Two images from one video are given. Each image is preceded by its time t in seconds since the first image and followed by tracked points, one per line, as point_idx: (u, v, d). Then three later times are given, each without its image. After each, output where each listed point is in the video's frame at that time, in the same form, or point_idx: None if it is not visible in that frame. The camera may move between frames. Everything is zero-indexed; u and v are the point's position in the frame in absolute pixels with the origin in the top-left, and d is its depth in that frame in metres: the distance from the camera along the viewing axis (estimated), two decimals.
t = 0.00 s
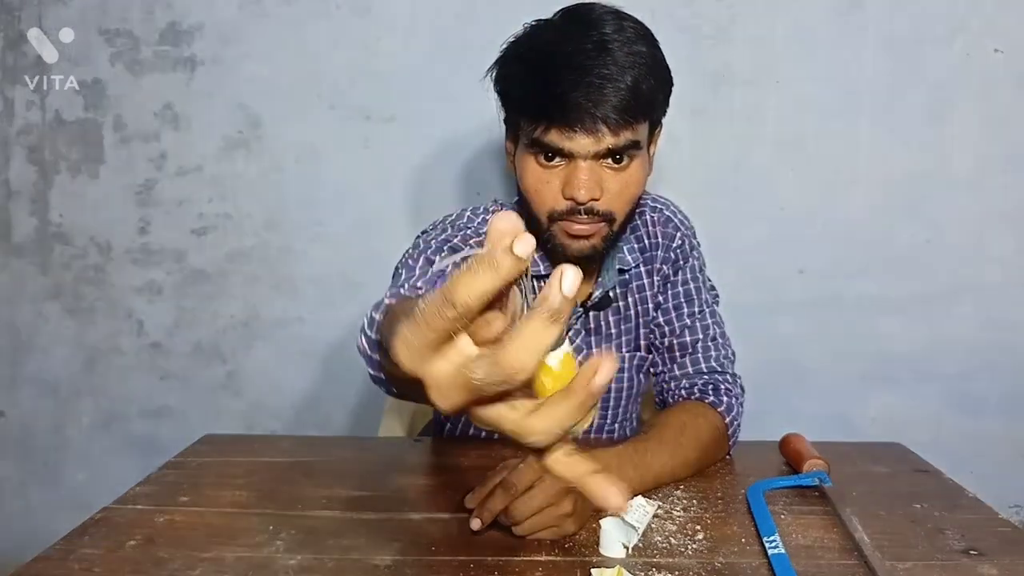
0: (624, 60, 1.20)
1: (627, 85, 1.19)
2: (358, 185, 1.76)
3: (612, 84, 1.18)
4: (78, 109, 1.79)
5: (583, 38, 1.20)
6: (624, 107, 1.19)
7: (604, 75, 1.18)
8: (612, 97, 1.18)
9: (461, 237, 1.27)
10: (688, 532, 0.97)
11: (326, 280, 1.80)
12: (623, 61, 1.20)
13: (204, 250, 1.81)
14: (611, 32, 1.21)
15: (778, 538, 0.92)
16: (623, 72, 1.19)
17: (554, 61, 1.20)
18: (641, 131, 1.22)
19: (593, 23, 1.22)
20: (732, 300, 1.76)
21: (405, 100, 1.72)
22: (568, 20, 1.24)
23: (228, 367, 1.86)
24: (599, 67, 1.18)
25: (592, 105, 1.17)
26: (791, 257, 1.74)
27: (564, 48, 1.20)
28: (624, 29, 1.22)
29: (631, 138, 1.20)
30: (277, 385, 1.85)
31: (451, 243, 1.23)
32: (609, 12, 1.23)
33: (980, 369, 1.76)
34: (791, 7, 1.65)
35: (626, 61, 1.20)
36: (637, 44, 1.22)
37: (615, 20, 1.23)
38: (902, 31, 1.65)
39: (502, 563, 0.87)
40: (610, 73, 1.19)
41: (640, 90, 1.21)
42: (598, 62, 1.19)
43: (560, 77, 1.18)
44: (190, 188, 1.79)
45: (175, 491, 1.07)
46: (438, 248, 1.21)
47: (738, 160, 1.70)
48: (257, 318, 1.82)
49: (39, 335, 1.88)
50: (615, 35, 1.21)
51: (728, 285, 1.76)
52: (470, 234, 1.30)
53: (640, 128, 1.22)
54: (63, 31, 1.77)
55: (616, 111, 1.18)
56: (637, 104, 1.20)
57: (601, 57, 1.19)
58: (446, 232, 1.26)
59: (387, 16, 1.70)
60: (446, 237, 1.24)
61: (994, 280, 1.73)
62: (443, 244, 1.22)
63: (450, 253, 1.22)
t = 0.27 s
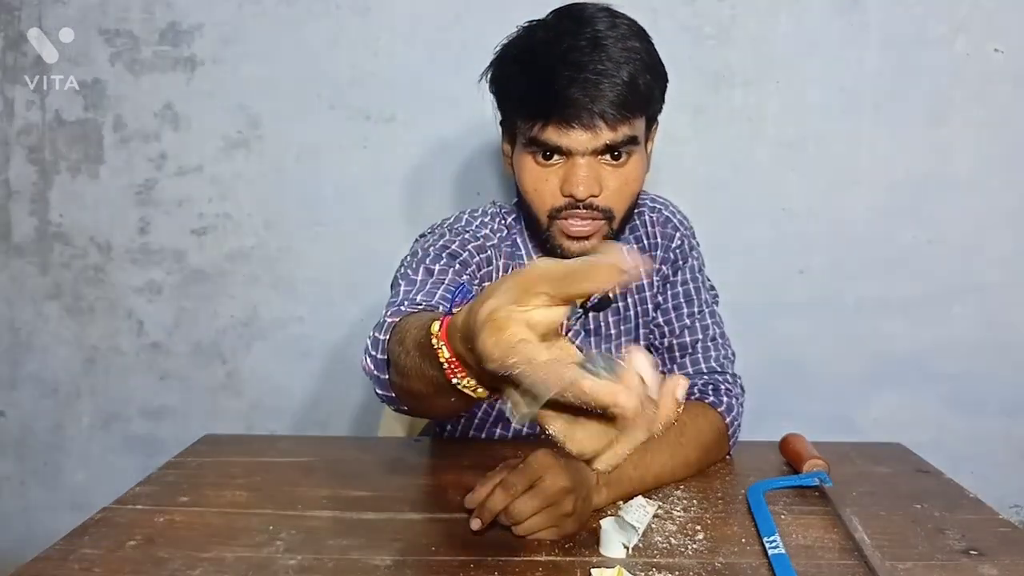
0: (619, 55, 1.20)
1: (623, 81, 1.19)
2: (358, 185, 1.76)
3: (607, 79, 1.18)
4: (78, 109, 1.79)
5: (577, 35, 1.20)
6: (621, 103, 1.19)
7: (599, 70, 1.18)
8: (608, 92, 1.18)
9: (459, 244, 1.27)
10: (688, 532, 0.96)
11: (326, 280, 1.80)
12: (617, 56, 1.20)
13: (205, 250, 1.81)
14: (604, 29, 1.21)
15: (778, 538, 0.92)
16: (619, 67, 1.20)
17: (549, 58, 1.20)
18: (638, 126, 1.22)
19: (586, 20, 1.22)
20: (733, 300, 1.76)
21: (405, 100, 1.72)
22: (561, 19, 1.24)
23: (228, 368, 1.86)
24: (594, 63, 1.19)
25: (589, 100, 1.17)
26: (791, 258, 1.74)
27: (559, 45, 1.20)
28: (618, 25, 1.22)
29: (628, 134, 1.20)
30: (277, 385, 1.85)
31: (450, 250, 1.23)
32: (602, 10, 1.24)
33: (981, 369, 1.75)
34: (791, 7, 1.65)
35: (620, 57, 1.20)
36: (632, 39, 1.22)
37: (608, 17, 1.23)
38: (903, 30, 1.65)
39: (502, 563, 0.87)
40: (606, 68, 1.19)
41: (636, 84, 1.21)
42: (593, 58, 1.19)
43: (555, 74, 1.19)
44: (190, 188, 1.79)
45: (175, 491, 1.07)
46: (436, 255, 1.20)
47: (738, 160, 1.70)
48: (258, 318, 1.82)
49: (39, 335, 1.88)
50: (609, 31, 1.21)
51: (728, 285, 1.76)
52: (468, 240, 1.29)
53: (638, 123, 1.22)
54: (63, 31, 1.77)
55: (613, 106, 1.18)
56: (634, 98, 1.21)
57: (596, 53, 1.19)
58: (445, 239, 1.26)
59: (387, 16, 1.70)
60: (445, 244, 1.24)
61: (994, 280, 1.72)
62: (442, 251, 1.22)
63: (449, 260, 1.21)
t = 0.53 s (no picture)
0: (621, 50, 1.21)
1: (625, 74, 1.20)
2: (358, 185, 1.76)
3: (610, 73, 1.19)
4: (78, 109, 1.79)
5: (579, 29, 1.21)
6: (623, 96, 1.20)
7: (602, 64, 1.19)
8: (611, 85, 1.18)
9: (459, 245, 1.27)
10: (688, 532, 0.97)
11: (326, 280, 1.80)
12: (620, 50, 1.21)
13: (205, 250, 1.81)
14: (606, 24, 1.22)
15: (778, 538, 0.92)
16: (621, 61, 1.20)
17: (550, 53, 1.20)
18: (640, 120, 1.23)
19: (588, 16, 1.23)
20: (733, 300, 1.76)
21: (405, 100, 1.72)
22: (563, 14, 1.25)
23: (228, 368, 1.86)
24: (597, 56, 1.19)
25: (592, 91, 1.17)
26: (791, 258, 1.74)
27: (560, 39, 1.20)
28: (619, 21, 1.23)
29: (630, 127, 1.21)
30: (277, 385, 1.85)
31: (449, 251, 1.23)
32: (604, 6, 1.24)
33: (981, 369, 1.75)
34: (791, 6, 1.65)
35: (622, 51, 1.21)
36: (633, 34, 1.23)
37: (609, 15, 1.23)
38: (902, 30, 1.65)
39: (502, 563, 0.87)
40: (609, 62, 1.19)
41: (638, 78, 1.21)
42: (595, 53, 1.20)
43: (557, 67, 1.19)
44: (190, 188, 1.79)
45: (175, 491, 1.07)
46: (436, 255, 1.21)
47: (738, 160, 1.70)
48: (258, 318, 1.83)
49: (39, 335, 1.88)
50: (611, 27, 1.22)
51: (728, 285, 1.76)
52: (468, 241, 1.30)
53: (639, 117, 1.23)
54: (63, 31, 1.77)
55: (616, 98, 1.19)
56: (636, 92, 1.21)
57: (598, 47, 1.20)
58: (445, 239, 1.26)
59: (387, 17, 1.70)
60: (445, 244, 1.24)
61: (994, 280, 1.72)
62: (442, 252, 1.22)
63: (449, 261, 1.22)
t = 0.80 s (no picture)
0: (622, 53, 1.21)
1: (626, 77, 1.20)
2: (358, 185, 1.75)
3: (611, 75, 1.18)
4: (79, 109, 1.79)
5: (581, 31, 1.21)
6: (623, 98, 1.19)
7: (603, 66, 1.18)
8: (611, 87, 1.18)
9: (459, 248, 1.27)
10: (688, 532, 0.97)
11: (326, 280, 1.80)
12: (620, 53, 1.21)
13: (205, 250, 1.81)
14: (608, 27, 1.22)
15: (779, 538, 0.92)
16: (622, 64, 1.20)
17: (552, 54, 1.21)
18: (640, 125, 1.22)
19: (591, 18, 1.23)
20: (733, 300, 1.76)
21: (405, 100, 1.72)
22: (566, 16, 1.25)
23: (228, 368, 1.86)
24: (597, 59, 1.19)
25: (591, 93, 1.17)
26: (791, 258, 1.74)
27: (562, 40, 1.21)
28: (621, 24, 1.23)
29: (630, 131, 1.20)
30: (277, 385, 1.85)
31: (450, 255, 1.23)
32: (607, 9, 1.24)
33: (981, 369, 1.76)
34: (791, 6, 1.65)
35: (623, 54, 1.21)
36: (635, 39, 1.23)
37: (612, 17, 1.24)
38: (903, 30, 1.65)
39: (502, 563, 0.87)
40: (609, 65, 1.19)
41: (639, 82, 1.21)
42: (596, 54, 1.20)
43: (558, 68, 1.19)
44: (190, 188, 1.79)
45: (175, 491, 1.07)
46: (436, 260, 1.21)
47: (738, 160, 1.70)
48: (258, 318, 1.82)
49: (39, 335, 1.88)
50: (613, 29, 1.22)
51: (728, 285, 1.76)
52: (468, 244, 1.29)
53: (639, 121, 1.22)
54: (63, 31, 1.77)
55: (615, 100, 1.18)
56: (636, 96, 1.21)
57: (599, 49, 1.20)
58: (445, 243, 1.25)
59: (387, 16, 1.70)
60: (445, 248, 1.24)
61: (995, 280, 1.72)
62: (442, 256, 1.22)
63: (449, 266, 1.22)
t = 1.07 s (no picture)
0: (623, 53, 1.21)
1: (626, 77, 1.19)
2: (358, 185, 1.75)
3: (611, 74, 1.18)
4: (79, 109, 1.79)
5: (582, 32, 1.22)
6: (622, 99, 1.19)
7: (603, 65, 1.19)
8: (610, 87, 1.18)
9: (458, 255, 1.25)
10: (688, 532, 0.97)
11: (326, 280, 1.80)
12: (621, 54, 1.21)
13: (205, 250, 1.81)
14: (610, 28, 1.23)
15: (778, 538, 0.92)
16: (622, 64, 1.20)
17: (553, 53, 1.21)
18: (638, 126, 1.21)
19: (593, 19, 1.23)
20: (733, 300, 1.76)
21: (405, 100, 1.72)
22: (569, 17, 1.25)
23: (228, 368, 1.86)
24: (598, 58, 1.19)
25: (590, 92, 1.17)
26: (791, 258, 1.74)
27: (563, 40, 1.21)
28: (623, 27, 1.24)
29: (628, 131, 1.19)
30: (277, 385, 1.85)
31: (448, 263, 1.22)
32: (609, 10, 1.25)
33: (981, 369, 1.75)
34: (791, 7, 1.65)
35: (624, 55, 1.21)
36: (636, 41, 1.23)
37: (614, 19, 1.24)
38: (903, 30, 1.65)
39: (502, 563, 0.87)
40: (609, 65, 1.19)
41: (639, 83, 1.21)
42: (597, 54, 1.20)
43: (558, 66, 1.19)
44: (190, 188, 1.79)
45: (175, 491, 1.07)
46: (435, 268, 1.20)
47: (738, 159, 1.70)
48: (258, 318, 1.82)
49: (39, 335, 1.88)
50: (614, 30, 1.22)
51: (728, 285, 1.76)
52: (467, 250, 1.28)
53: (638, 122, 1.21)
54: (63, 31, 1.77)
55: (614, 100, 1.18)
56: (635, 97, 1.20)
57: (600, 49, 1.20)
58: (443, 250, 1.24)
59: (387, 17, 1.70)
60: (443, 255, 1.22)
61: (995, 280, 1.72)
62: (441, 263, 1.21)
63: (449, 273, 1.21)
